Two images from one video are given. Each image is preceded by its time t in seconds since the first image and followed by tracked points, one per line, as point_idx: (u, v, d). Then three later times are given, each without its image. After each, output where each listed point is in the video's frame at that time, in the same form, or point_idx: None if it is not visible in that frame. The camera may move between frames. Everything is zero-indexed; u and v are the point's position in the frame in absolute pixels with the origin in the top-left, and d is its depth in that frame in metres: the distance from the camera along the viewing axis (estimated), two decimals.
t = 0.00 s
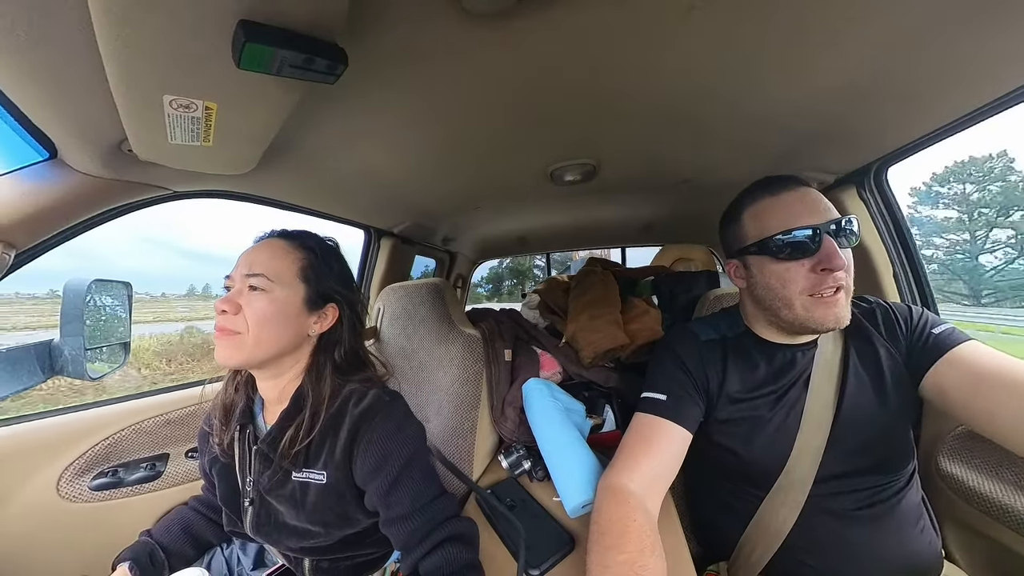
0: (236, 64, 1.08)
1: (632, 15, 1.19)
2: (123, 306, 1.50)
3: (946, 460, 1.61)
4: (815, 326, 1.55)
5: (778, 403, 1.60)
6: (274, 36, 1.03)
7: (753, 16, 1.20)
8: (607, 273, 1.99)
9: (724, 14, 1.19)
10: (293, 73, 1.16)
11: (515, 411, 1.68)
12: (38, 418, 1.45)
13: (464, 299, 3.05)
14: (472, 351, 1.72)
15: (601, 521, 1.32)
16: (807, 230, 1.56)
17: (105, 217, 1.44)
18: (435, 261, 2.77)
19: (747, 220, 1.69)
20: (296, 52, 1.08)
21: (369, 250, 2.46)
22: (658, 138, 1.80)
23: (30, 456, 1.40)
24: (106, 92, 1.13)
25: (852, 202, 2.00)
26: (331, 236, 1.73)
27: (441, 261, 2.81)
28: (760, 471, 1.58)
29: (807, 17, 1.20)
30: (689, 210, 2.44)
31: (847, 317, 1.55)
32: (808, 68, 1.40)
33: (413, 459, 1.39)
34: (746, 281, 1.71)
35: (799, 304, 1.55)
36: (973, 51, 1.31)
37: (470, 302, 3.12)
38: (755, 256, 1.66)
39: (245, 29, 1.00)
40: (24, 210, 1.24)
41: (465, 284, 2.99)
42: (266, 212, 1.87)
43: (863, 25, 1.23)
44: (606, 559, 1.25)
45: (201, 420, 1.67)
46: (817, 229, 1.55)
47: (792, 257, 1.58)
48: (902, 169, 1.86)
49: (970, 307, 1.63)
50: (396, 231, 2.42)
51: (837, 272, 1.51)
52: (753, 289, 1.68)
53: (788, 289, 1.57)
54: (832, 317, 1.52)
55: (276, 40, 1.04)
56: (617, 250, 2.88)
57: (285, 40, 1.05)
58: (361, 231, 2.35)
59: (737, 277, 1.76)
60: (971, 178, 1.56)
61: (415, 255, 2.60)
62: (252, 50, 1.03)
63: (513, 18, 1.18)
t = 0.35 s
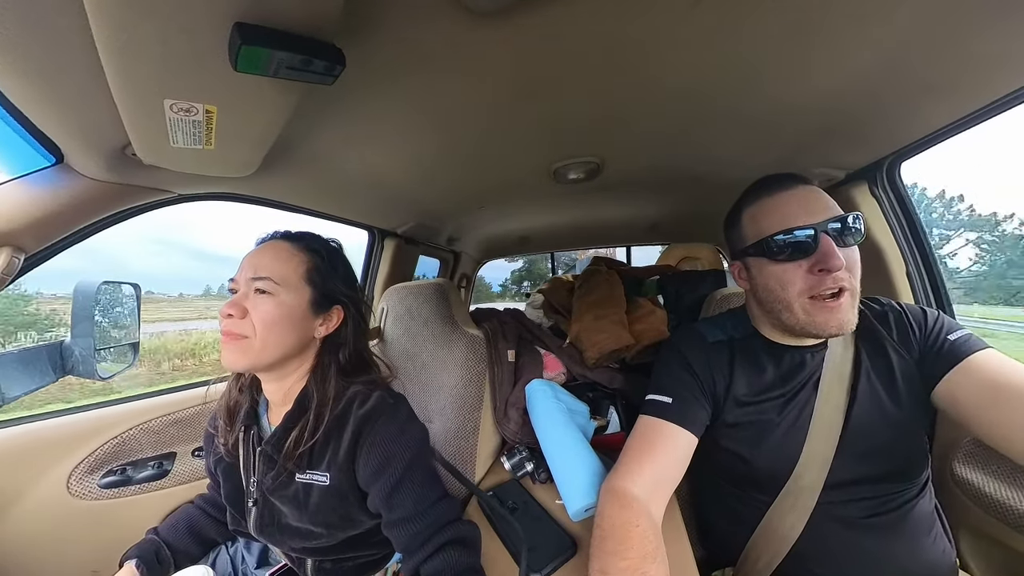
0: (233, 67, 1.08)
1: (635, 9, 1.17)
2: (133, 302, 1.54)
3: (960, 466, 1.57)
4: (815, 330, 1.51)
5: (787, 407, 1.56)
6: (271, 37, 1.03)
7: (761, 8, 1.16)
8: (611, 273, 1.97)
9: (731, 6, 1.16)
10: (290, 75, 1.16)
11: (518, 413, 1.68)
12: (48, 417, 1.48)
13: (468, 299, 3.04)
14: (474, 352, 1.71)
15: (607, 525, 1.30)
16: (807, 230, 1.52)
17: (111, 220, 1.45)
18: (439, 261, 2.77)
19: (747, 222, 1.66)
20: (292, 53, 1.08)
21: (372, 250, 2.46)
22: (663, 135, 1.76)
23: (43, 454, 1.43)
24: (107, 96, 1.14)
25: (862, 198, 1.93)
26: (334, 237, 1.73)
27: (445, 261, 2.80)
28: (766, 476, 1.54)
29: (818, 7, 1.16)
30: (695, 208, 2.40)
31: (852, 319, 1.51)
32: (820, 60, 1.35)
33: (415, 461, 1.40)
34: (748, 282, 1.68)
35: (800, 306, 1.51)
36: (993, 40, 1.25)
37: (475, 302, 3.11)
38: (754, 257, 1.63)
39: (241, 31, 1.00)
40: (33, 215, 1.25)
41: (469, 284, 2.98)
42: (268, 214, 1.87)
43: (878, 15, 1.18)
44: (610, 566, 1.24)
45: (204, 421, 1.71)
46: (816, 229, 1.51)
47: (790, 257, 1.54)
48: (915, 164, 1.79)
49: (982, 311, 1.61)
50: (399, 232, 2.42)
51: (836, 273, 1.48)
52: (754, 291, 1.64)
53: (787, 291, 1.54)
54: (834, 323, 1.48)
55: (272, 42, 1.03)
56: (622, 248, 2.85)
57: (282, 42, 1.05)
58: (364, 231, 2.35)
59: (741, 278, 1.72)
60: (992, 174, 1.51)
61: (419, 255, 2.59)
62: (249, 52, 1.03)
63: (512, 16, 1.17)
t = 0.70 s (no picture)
0: (240, 65, 1.09)
1: (644, 5, 1.15)
2: (143, 306, 1.56)
3: (977, 470, 1.53)
4: (829, 330, 1.49)
5: (798, 409, 1.53)
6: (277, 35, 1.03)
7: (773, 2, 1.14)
8: (618, 272, 1.95)
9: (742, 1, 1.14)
10: (296, 73, 1.16)
11: (524, 413, 1.67)
12: (56, 417, 1.49)
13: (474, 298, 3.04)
14: (481, 352, 1.70)
15: (615, 518, 1.28)
16: (816, 230, 1.49)
17: (121, 220, 1.46)
18: (445, 261, 2.75)
19: (754, 224, 1.64)
20: (298, 51, 1.08)
21: (378, 250, 2.46)
22: (670, 132, 1.74)
23: (54, 449, 1.45)
24: (115, 95, 1.15)
25: (874, 196, 1.90)
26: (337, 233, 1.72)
27: (450, 261, 2.80)
28: (776, 478, 1.52)
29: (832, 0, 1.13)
30: (702, 206, 2.38)
31: (865, 318, 1.48)
32: (833, 54, 1.32)
33: (421, 460, 1.40)
34: (757, 284, 1.66)
35: (811, 308, 1.49)
36: (1012, 32, 1.22)
37: (480, 302, 3.10)
38: (761, 259, 1.61)
39: (248, 29, 1.00)
40: (44, 216, 1.26)
41: (474, 284, 2.97)
42: (274, 214, 1.88)
43: (893, 7, 1.15)
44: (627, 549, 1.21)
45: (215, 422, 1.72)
46: (825, 229, 1.48)
47: (800, 259, 1.51)
48: (929, 162, 1.76)
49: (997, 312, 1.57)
50: (405, 232, 2.42)
51: (847, 274, 1.45)
52: (764, 292, 1.62)
53: (797, 292, 1.51)
54: (847, 321, 1.46)
55: (279, 39, 1.03)
56: (628, 248, 2.83)
57: (288, 39, 1.05)
58: (370, 231, 2.35)
59: (750, 279, 1.70)
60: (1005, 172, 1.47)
61: (424, 255, 2.59)
62: (255, 50, 1.03)
63: (518, 12, 1.16)
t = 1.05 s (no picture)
0: (249, 68, 1.10)
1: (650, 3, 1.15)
2: (150, 306, 1.58)
3: (990, 471, 1.51)
4: (846, 323, 1.48)
5: (805, 409, 1.54)
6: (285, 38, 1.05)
7: None
8: (624, 271, 1.95)
9: None
10: (304, 75, 1.17)
11: (530, 412, 1.69)
12: (68, 414, 1.52)
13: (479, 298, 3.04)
14: (487, 350, 1.71)
15: (618, 536, 1.28)
16: (835, 224, 1.49)
17: (134, 221, 1.49)
18: (449, 260, 2.76)
19: (769, 217, 1.64)
20: (306, 52, 1.09)
21: (384, 250, 2.47)
22: (676, 130, 1.74)
23: (67, 445, 1.47)
24: (127, 98, 1.17)
25: (883, 194, 1.88)
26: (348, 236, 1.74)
27: (456, 260, 2.81)
28: (779, 478, 1.52)
29: None
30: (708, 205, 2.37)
31: (883, 313, 1.47)
32: (842, 51, 1.31)
33: (427, 459, 1.41)
34: (769, 279, 1.65)
35: (829, 301, 1.48)
36: None
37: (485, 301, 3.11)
38: (779, 252, 1.59)
39: (257, 32, 1.01)
40: (58, 217, 1.28)
41: (480, 284, 2.98)
42: (280, 214, 1.89)
43: (903, 3, 1.14)
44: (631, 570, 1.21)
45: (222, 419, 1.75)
46: (846, 221, 1.48)
47: (819, 251, 1.50)
48: (939, 159, 1.74)
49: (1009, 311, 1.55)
50: (411, 231, 2.42)
51: (868, 267, 1.44)
52: (778, 287, 1.61)
53: (815, 286, 1.50)
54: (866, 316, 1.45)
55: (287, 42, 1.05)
56: (634, 247, 2.83)
57: (296, 41, 1.06)
58: (376, 231, 2.36)
59: (761, 274, 1.69)
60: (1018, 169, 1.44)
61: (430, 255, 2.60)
62: (264, 53, 1.05)
63: (524, 11, 1.16)
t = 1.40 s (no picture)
0: (255, 72, 1.11)
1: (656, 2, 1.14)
2: (159, 305, 1.62)
3: (1000, 472, 1.49)
4: (854, 328, 1.46)
5: (808, 411, 1.54)
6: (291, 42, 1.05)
7: None
8: (629, 271, 1.95)
9: None
10: (309, 78, 1.18)
11: (535, 412, 1.70)
12: (79, 411, 1.52)
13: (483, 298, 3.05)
14: (492, 351, 1.71)
15: (622, 543, 1.28)
16: (845, 225, 1.47)
17: (145, 222, 1.50)
18: (453, 261, 2.76)
19: (778, 216, 1.62)
20: (312, 56, 1.10)
21: (389, 250, 2.48)
22: (681, 130, 1.73)
23: (77, 448, 1.46)
24: (135, 101, 1.18)
25: (893, 192, 1.86)
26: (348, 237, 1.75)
27: (460, 260, 2.81)
28: (784, 480, 1.52)
29: None
30: (713, 204, 2.35)
31: (892, 318, 1.45)
32: (851, 48, 1.29)
33: (431, 460, 1.42)
34: (776, 281, 1.63)
35: (837, 304, 1.46)
36: None
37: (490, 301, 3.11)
38: (787, 253, 1.57)
39: (262, 36, 1.02)
40: (70, 220, 1.30)
41: (484, 284, 2.98)
42: (285, 215, 1.90)
43: None
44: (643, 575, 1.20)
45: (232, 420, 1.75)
46: (857, 224, 1.45)
47: (829, 254, 1.49)
48: (950, 157, 1.71)
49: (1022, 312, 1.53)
50: (415, 232, 2.43)
51: (879, 271, 1.42)
52: (785, 288, 1.59)
53: (825, 289, 1.48)
54: (873, 319, 1.43)
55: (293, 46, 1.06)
56: (638, 246, 2.82)
57: (302, 44, 1.07)
58: (381, 232, 2.37)
59: (767, 276, 1.67)
60: None
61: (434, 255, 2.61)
62: (270, 58, 1.06)
63: (528, 11, 1.16)
